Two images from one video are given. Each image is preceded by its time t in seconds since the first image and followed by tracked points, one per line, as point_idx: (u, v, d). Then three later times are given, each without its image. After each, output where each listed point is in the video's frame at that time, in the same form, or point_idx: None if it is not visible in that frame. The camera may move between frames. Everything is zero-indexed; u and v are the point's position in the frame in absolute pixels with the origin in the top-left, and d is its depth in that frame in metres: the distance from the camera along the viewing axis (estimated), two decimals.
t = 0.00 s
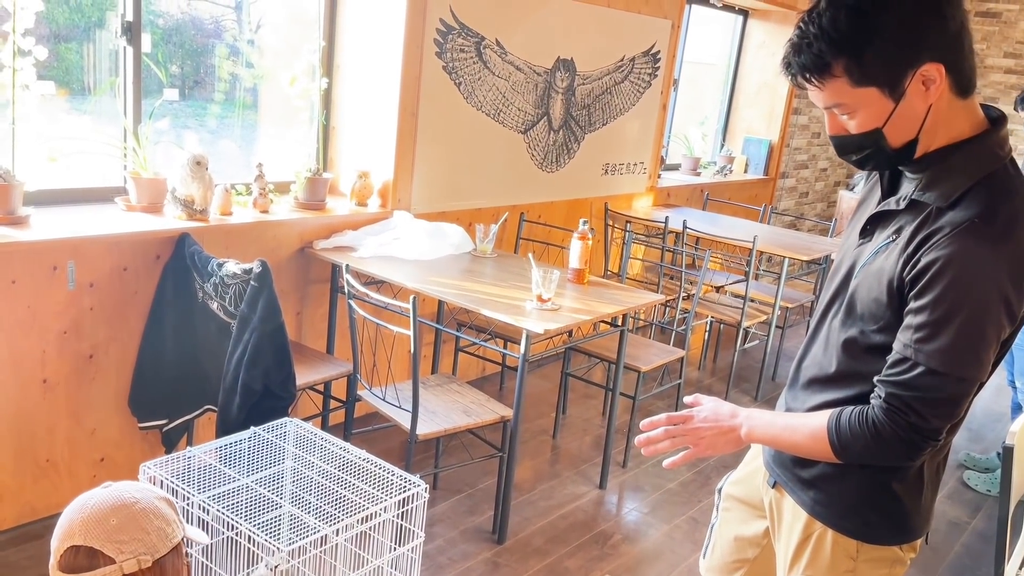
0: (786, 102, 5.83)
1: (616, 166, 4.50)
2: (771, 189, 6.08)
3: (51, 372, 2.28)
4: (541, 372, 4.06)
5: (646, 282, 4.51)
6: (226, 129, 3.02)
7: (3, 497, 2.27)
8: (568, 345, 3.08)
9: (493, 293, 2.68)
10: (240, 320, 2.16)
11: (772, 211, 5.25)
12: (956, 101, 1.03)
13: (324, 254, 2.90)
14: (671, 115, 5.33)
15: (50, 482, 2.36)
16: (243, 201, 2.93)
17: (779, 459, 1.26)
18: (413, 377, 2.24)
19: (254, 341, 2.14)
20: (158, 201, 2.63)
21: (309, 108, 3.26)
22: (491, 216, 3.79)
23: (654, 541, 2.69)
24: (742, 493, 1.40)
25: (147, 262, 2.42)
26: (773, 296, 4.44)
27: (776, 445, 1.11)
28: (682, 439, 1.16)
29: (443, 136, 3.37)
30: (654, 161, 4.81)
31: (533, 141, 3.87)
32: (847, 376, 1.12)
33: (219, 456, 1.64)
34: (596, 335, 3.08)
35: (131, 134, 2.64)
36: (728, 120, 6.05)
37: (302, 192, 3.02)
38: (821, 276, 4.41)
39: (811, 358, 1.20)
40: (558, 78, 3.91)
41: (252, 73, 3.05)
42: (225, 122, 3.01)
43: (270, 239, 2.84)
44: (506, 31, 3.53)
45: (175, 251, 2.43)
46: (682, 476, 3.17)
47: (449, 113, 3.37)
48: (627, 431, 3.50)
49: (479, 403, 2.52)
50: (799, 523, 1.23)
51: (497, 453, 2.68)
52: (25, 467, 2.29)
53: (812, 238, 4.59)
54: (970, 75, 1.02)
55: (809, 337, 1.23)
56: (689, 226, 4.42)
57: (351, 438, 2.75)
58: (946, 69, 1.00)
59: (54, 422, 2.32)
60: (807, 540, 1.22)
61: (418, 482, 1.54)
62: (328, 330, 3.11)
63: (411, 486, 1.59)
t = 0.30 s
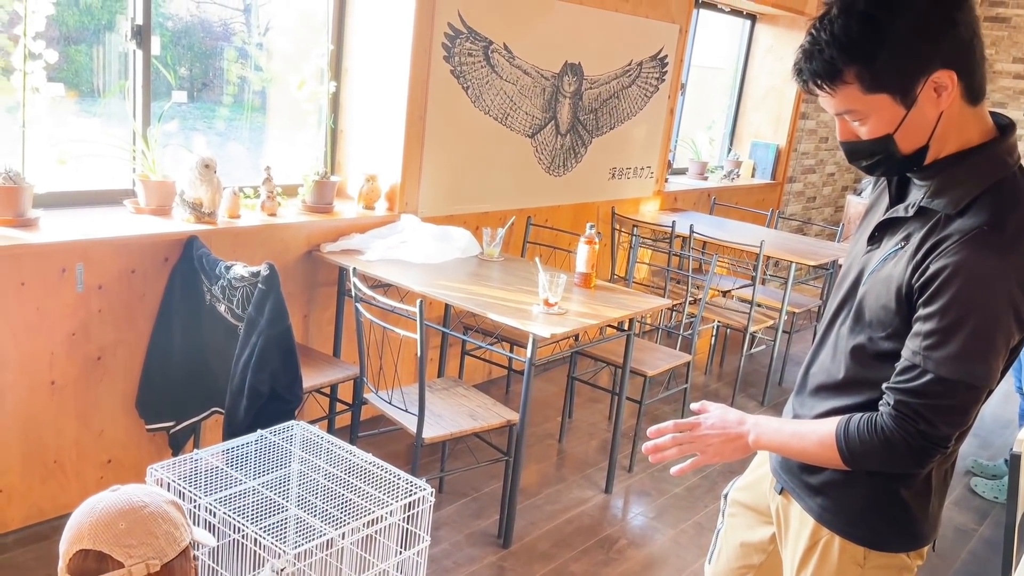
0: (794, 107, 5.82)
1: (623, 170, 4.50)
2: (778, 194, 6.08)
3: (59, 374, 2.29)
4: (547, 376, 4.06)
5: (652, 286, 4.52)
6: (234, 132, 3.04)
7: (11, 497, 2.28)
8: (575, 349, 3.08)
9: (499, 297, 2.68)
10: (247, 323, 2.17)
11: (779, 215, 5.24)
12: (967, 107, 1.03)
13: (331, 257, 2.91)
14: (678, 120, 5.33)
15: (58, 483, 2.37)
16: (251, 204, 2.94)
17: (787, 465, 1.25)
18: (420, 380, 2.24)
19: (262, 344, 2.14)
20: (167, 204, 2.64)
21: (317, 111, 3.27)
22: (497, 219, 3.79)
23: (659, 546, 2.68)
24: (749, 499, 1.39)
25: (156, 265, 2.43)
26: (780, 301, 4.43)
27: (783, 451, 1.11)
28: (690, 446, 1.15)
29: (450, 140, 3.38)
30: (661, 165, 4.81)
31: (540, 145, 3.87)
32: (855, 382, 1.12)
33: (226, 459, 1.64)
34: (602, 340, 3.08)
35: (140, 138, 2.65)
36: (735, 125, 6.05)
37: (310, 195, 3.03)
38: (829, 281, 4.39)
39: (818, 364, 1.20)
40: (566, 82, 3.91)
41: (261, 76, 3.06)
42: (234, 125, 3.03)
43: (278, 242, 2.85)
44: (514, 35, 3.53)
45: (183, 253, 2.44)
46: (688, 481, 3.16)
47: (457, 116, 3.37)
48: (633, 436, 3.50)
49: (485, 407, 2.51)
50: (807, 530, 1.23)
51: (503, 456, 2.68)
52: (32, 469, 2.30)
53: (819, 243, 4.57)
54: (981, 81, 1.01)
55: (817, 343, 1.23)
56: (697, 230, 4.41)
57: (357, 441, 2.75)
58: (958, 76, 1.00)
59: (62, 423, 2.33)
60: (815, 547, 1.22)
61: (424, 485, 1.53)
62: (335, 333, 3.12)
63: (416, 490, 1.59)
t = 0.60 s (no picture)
0: (804, 113, 5.81)
1: (632, 176, 4.49)
2: (787, 200, 6.06)
3: (69, 377, 2.29)
4: (555, 381, 4.05)
5: (660, 291, 4.51)
6: (244, 137, 3.05)
7: (20, 500, 2.28)
8: (583, 354, 3.08)
9: (508, 302, 2.67)
10: (256, 328, 2.17)
11: (788, 221, 5.22)
12: (980, 117, 1.02)
13: (340, 261, 2.91)
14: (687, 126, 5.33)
15: (67, 485, 2.38)
16: (260, 208, 2.95)
17: (798, 474, 1.25)
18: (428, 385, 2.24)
19: (270, 349, 2.14)
20: (177, 207, 2.65)
21: (327, 115, 3.27)
22: (506, 224, 3.79)
23: (667, 553, 2.67)
24: (760, 507, 1.38)
25: (165, 269, 2.44)
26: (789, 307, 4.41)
27: (796, 460, 1.10)
28: (701, 454, 1.15)
29: (459, 144, 3.38)
30: (670, 170, 4.80)
31: (549, 150, 3.87)
32: (868, 393, 1.11)
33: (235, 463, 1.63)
34: (610, 346, 3.07)
35: (151, 141, 2.66)
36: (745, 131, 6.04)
37: (319, 199, 3.04)
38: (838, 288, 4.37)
39: (831, 374, 1.19)
40: (575, 87, 3.91)
41: (271, 80, 3.07)
42: (244, 128, 3.04)
43: (287, 245, 2.86)
44: (523, 41, 3.53)
45: (192, 257, 2.45)
46: (696, 488, 3.15)
47: (466, 121, 3.37)
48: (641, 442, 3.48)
49: (493, 412, 2.51)
50: (818, 539, 1.22)
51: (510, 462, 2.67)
52: (42, 472, 2.31)
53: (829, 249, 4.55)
54: (995, 91, 1.01)
55: (829, 353, 1.22)
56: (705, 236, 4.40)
57: (365, 446, 2.75)
58: (972, 86, 0.99)
59: (71, 426, 2.34)
60: (826, 556, 1.21)
61: (433, 490, 1.52)
62: (343, 337, 3.12)
63: (424, 496, 1.58)
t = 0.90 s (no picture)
0: (814, 119, 5.79)
1: (641, 181, 4.49)
2: (797, 206, 6.04)
3: (76, 378, 2.30)
4: (562, 386, 4.04)
5: (667, 297, 4.49)
6: (255, 141, 3.06)
7: (26, 501, 2.28)
8: (590, 359, 3.06)
9: (514, 307, 2.66)
10: (262, 330, 2.17)
11: (797, 228, 5.20)
12: (990, 124, 1.01)
13: (347, 264, 2.91)
14: (696, 131, 5.32)
15: (74, 486, 2.38)
16: (269, 210, 2.96)
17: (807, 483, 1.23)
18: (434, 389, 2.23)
19: (276, 352, 2.14)
20: (185, 209, 2.66)
21: (336, 119, 3.27)
22: (514, 228, 3.79)
23: (673, 561, 2.65)
24: (768, 515, 1.36)
25: (173, 270, 2.44)
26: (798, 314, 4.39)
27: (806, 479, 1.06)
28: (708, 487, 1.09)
29: (467, 148, 3.38)
30: (679, 176, 4.79)
31: (557, 154, 3.86)
32: (878, 401, 1.09)
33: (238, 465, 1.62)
34: (617, 351, 3.06)
35: (160, 144, 2.67)
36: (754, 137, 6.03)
37: (327, 202, 3.05)
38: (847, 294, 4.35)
39: (840, 381, 1.17)
40: (584, 92, 3.91)
41: (281, 83, 3.08)
42: (254, 131, 3.05)
43: (295, 248, 2.86)
44: (533, 45, 3.53)
45: (200, 259, 2.45)
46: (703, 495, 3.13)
47: (474, 125, 3.37)
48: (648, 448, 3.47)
49: (499, 417, 2.49)
50: (826, 548, 1.20)
51: (516, 467, 2.66)
52: (48, 473, 2.31)
53: (838, 255, 4.53)
54: (1005, 98, 0.99)
55: (839, 360, 1.20)
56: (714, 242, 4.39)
57: (371, 449, 2.75)
58: (979, 93, 0.97)
59: (78, 427, 2.34)
60: (834, 565, 1.19)
61: (437, 496, 1.51)
62: (350, 340, 3.12)
63: (429, 500, 1.57)
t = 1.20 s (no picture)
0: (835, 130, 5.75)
1: (657, 189, 4.48)
2: (817, 217, 5.99)
3: (88, 376, 2.34)
4: (574, 394, 4.04)
5: (681, 307, 4.48)
6: (272, 146, 3.10)
7: (36, 496, 2.32)
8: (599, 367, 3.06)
9: (522, 313, 2.67)
10: (270, 331, 2.19)
11: (816, 239, 5.16)
12: (985, 135, 1.01)
13: (358, 268, 2.93)
14: (715, 140, 5.30)
15: (83, 483, 2.41)
16: (282, 214, 2.99)
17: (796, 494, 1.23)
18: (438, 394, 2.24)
19: (283, 353, 2.16)
20: (199, 212, 2.70)
21: (351, 124, 3.31)
22: (526, 235, 3.80)
23: (677, 572, 2.64)
24: (762, 527, 1.35)
25: (185, 272, 2.47)
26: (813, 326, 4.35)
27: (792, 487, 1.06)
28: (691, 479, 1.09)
29: (481, 155, 3.40)
30: (696, 185, 4.78)
31: (572, 162, 3.87)
32: (867, 413, 1.09)
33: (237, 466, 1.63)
34: (626, 359, 3.06)
35: (177, 148, 2.71)
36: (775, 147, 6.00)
37: (340, 207, 3.07)
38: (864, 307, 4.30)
39: (830, 393, 1.17)
40: (600, 100, 3.91)
41: (299, 89, 3.12)
42: (272, 137, 3.09)
43: (307, 252, 2.89)
44: (549, 54, 3.55)
45: (211, 261, 2.48)
46: (711, 506, 3.11)
47: (488, 132, 3.39)
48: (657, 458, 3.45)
49: (504, 423, 2.50)
50: (815, 562, 1.20)
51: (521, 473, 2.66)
52: (58, 469, 2.34)
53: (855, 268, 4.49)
54: (1001, 108, 0.99)
55: (830, 371, 1.20)
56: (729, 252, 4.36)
57: (378, 452, 2.76)
58: (976, 103, 0.97)
59: (89, 424, 2.38)
60: None
61: (433, 499, 1.53)
62: (360, 344, 3.14)
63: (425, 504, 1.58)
